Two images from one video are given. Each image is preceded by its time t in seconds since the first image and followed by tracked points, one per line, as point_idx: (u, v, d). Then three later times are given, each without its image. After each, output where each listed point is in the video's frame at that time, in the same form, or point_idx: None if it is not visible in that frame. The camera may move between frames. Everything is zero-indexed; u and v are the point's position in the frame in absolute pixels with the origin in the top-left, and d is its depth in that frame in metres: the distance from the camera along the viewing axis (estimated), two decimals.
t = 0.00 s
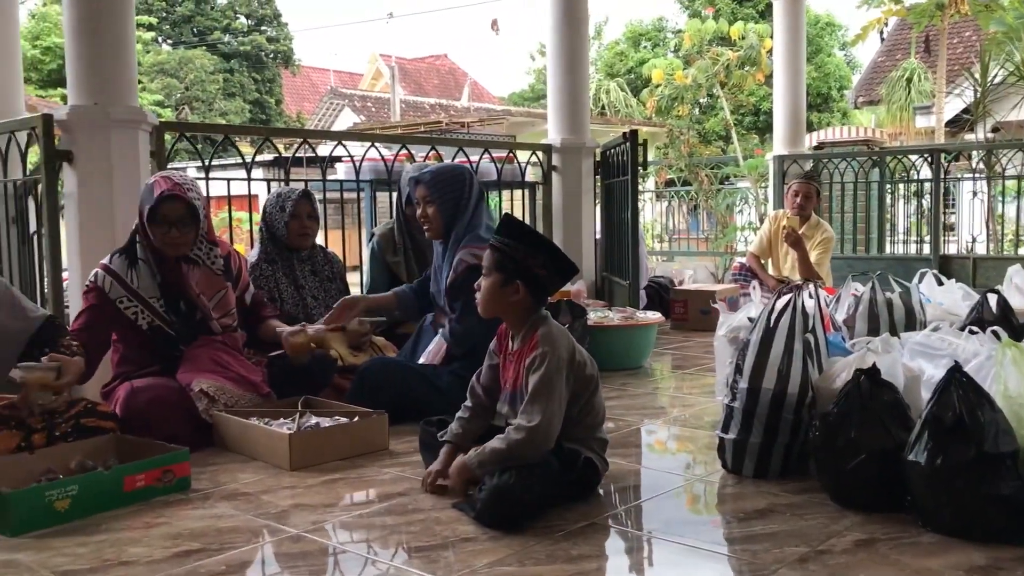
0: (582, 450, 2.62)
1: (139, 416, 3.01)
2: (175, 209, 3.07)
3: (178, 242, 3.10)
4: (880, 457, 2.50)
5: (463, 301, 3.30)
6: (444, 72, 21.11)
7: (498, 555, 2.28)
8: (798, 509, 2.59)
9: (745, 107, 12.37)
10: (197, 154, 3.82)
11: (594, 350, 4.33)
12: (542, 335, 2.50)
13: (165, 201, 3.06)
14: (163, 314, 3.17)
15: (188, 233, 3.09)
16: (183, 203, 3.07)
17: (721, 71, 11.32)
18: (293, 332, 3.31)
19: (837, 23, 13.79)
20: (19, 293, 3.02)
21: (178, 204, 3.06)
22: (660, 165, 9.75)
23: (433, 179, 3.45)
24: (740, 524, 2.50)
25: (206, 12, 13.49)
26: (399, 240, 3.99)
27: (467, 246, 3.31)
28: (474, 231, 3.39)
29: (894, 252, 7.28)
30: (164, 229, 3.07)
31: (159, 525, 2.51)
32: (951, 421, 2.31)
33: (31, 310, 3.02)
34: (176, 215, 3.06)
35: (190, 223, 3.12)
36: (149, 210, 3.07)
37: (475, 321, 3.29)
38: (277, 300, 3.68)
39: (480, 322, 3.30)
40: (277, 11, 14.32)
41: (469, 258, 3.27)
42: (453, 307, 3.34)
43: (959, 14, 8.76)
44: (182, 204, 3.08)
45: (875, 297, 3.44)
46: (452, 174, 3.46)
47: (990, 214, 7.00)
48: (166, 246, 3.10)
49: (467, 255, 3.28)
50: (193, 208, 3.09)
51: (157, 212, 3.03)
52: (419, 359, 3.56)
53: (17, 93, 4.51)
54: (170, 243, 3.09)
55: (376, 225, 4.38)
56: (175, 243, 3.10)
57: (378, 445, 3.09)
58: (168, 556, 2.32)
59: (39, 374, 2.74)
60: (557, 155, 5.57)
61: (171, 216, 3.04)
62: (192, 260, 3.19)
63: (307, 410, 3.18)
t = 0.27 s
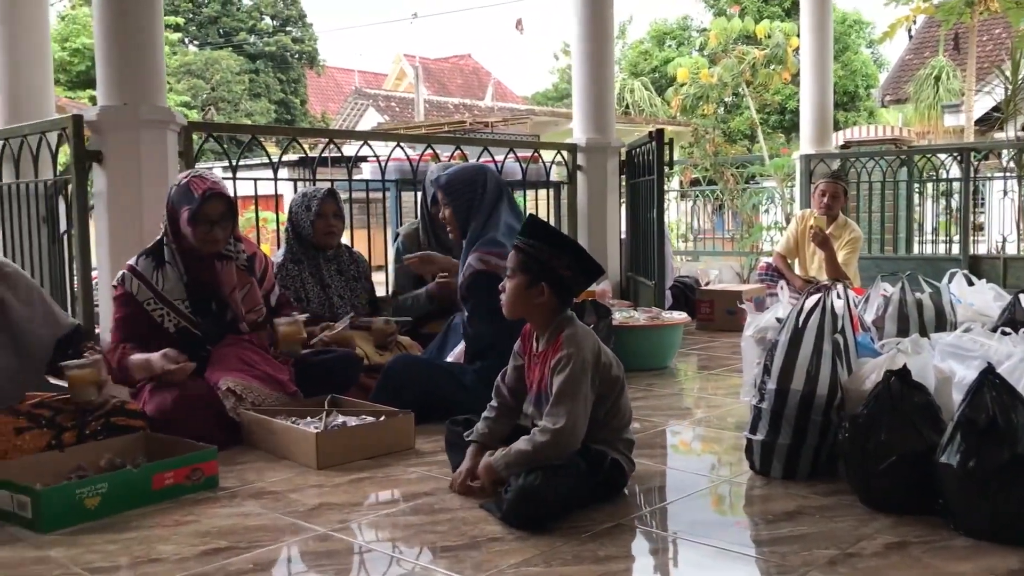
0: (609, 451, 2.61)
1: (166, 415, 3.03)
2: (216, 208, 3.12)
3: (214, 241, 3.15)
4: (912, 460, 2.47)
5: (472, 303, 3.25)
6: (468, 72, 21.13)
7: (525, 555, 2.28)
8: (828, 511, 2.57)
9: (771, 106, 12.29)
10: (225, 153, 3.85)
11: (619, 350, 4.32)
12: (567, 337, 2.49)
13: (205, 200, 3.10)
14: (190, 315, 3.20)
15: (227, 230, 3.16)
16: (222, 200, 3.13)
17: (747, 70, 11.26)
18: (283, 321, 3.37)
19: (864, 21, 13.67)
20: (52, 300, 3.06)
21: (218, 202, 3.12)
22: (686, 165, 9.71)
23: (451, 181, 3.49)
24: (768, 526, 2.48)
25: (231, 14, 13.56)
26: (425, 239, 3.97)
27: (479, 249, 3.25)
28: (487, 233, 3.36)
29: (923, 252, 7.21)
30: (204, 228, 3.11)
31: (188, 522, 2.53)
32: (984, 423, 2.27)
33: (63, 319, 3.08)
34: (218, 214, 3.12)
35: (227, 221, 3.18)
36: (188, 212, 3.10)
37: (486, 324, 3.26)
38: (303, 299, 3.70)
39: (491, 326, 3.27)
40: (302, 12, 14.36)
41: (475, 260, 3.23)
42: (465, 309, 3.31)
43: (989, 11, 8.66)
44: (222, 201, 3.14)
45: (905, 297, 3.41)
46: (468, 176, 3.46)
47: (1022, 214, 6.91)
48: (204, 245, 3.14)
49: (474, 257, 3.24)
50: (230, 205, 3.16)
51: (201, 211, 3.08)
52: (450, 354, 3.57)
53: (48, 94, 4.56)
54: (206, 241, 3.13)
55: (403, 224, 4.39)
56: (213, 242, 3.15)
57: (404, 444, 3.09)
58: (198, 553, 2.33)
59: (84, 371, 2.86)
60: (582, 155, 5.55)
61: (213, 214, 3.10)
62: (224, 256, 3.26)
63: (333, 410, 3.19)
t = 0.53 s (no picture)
0: (636, 452, 2.60)
1: (200, 412, 3.04)
2: (241, 204, 3.15)
3: (240, 237, 3.17)
4: (943, 463, 2.44)
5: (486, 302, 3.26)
6: (492, 73, 21.15)
7: (552, 556, 2.27)
8: (857, 514, 2.55)
9: (797, 106, 12.21)
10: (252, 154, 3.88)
11: (645, 351, 4.31)
12: (593, 338, 2.47)
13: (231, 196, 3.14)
14: (220, 311, 3.21)
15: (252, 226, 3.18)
16: (247, 196, 3.16)
17: (773, 69, 11.20)
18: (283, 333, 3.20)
19: (891, 19, 13.54)
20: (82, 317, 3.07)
21: (244, 198, 3.15)
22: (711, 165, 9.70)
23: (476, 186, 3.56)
24: (797, 529, 2.46)
25: (258, 16, 13.64)
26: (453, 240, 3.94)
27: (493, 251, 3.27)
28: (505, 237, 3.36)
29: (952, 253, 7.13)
30: (229, 223, 3.15)
31: (217, 521, 2.55)
32: (1017, 427, 2.24)
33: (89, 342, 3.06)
34: (243, 209, 3.16)
35: (252, 218, 3.21)
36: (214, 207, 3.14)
37: (499, 324, 3.26)
38: (327, 299, 3.71)
39: (506, 326, 3.27)
40: (327, 14, 14.43)
41: (488, 260, 3.25)
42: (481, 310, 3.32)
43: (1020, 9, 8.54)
44: (246, 196, 3.16)
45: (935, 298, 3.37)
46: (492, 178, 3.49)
47: None
48: (229, 241, 3.17)
49: (488, 257, 3.26)
50: (256, 202, 3.19)
51: (227, 207, 3.11)
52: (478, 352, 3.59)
53: (78, 94, 4.60)
54: (233, 238, 3.16)
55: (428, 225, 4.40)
56: (237, 238, 3.18)
57: (430, 444, 3.10)
58: (227, 552, 2.35)
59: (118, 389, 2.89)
60: (607, 155, 5.54)
61: (238, 210, 3.13)
62: (251, 254, 3.28)
63: (359, 410, 3.21)
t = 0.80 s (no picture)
0: (666, 454, 2.59)
1: (229, 411, 3.05)
2: (269, 202, 3.20)
3: (268, 234, 3.21)
4: (977, 468, 2.41)
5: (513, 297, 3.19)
6: (517, 74, 21.15)
7: (580, 558, 2.26)
8: (888, 519, 2.52)
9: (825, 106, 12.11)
10: (281, 155, 3.91)
11: (672, 353, 4.29)
12: (622, 339, 2.46)
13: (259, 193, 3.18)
14: (249, 309, 3.23)
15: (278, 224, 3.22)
16: (275, 195, 3.21)
17: (801, 69, 11.12)
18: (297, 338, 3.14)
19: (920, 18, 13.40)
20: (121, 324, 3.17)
21: (271, 196, 3.20)
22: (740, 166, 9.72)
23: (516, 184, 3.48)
24: (827, 532, 2.44)
25: (284, 18, 13.70)
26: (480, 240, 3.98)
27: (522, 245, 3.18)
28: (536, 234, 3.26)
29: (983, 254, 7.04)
30: (256, 221, 3.19)
31: (247, 520, 2.56)
32: None
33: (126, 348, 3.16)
34: (270, 207, 3.20)
35: (280, 216, 3.25)
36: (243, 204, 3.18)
37: (526, 322, 3.21)
38: (353, 300, 3.73)
39: (533, 325, 3.23)
40: (354, 16, 14.49)
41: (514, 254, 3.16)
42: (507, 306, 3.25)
43: None
44: (274, 195, 3.21)
45: (968, 300, 3.33)
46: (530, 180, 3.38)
47: None
48: (256, 239, 3.20)
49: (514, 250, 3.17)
50: (284, 201, 3.23)
51: (253, 204, 3.15)
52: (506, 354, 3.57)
53: (110, 96, 4.66)
54: (261, 235, 3.20)
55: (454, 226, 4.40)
56: (265, 236, 3.21)
57: (458, 445, 3.10)
58: (257, 551, 2.36)
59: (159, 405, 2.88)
60: (634, 155, 5.52)
61: (265, 207, 3.17)
62: (279, 254, 3.30)
63: (387, 410, 3.22)
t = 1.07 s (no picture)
0: (694, 456, 2.57)
1: (257, 411, 3.07)
2: (290, 202, 3.22)
3: (290, 235, 3.24)
4: (1010, 473, 2.37)
5: (549, 289, 3.24)
6: (542, 75, 21.15)
7: (608, 561, 2.26)
8: (920, 524, 2.49)
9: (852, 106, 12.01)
10: (308, 157, 3.93)
11: (699, 355, 4.27)
12: (650, 340, 2.44)
13: (281, 194, 3.21)
14: (278, 309, 3.26)
15: (300, 225, 3.23)
16: (296, 195, 3.22)
17: (828, 70, 11.04)
18: (308, 342, 3.08)
19: (949, 18, 13.25)
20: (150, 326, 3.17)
21: (292, 197, 3.21)
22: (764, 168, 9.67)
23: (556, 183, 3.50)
24: (857, 537, 2.41)
25: (311, 20, 13.76)
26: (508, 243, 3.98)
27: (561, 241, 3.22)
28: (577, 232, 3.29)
29: (1014, 257, 6.95)
30: (277, 222, 3.22)
31: (275, 520, 2.58)
32: None
33: (155, 349, 3.17)
34: (290, 208, 3.22)
35: (303, 217, 3.26)
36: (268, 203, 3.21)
37: (561, 315, 3.24)
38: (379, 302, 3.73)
39: (568, 318, 3.25)
40: (380, 18, 14.53)
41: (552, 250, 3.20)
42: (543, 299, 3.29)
43: None
44: (296, 196, 3.23)
45: (1000, 303, 3.28)
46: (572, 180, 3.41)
47: None
48: (279, 239, 3.24)
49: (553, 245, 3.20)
50: (306, 201, 3.24)
51: (275, 204, 3.18)
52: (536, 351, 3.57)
53: (140, 99, 4.70)
54: (284, 236, 3.23)
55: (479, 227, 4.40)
56: (287, 237, 3.23)
57: (484, 446, 3.10)
58: (285, 551, 2.37)
59: (179, 404, 2.89)
60: (661, 156, 5.50)
61: (285, 208, 3.20)
62: (304, 256, 3.32)
63: (414, 410, 3.22)
